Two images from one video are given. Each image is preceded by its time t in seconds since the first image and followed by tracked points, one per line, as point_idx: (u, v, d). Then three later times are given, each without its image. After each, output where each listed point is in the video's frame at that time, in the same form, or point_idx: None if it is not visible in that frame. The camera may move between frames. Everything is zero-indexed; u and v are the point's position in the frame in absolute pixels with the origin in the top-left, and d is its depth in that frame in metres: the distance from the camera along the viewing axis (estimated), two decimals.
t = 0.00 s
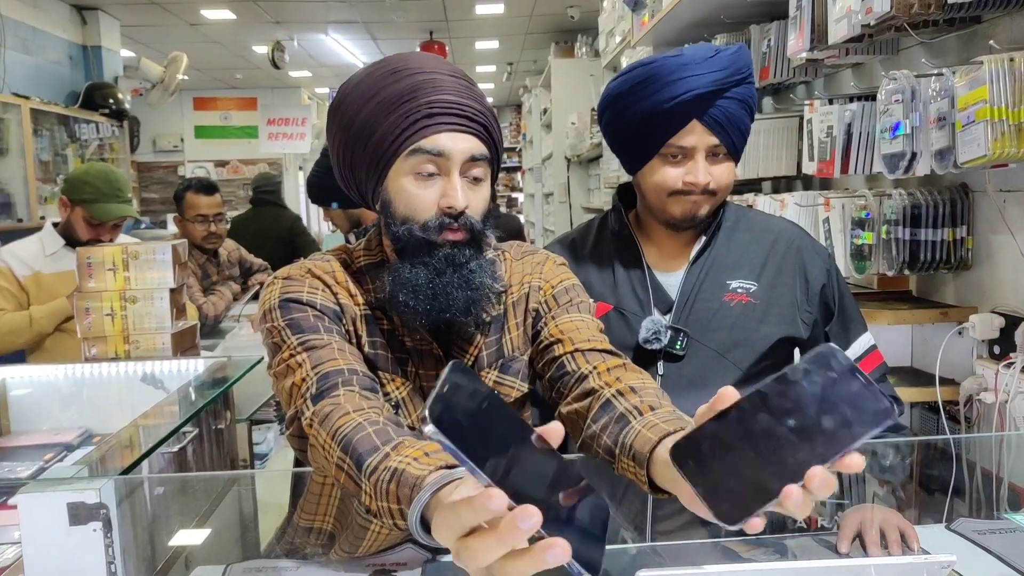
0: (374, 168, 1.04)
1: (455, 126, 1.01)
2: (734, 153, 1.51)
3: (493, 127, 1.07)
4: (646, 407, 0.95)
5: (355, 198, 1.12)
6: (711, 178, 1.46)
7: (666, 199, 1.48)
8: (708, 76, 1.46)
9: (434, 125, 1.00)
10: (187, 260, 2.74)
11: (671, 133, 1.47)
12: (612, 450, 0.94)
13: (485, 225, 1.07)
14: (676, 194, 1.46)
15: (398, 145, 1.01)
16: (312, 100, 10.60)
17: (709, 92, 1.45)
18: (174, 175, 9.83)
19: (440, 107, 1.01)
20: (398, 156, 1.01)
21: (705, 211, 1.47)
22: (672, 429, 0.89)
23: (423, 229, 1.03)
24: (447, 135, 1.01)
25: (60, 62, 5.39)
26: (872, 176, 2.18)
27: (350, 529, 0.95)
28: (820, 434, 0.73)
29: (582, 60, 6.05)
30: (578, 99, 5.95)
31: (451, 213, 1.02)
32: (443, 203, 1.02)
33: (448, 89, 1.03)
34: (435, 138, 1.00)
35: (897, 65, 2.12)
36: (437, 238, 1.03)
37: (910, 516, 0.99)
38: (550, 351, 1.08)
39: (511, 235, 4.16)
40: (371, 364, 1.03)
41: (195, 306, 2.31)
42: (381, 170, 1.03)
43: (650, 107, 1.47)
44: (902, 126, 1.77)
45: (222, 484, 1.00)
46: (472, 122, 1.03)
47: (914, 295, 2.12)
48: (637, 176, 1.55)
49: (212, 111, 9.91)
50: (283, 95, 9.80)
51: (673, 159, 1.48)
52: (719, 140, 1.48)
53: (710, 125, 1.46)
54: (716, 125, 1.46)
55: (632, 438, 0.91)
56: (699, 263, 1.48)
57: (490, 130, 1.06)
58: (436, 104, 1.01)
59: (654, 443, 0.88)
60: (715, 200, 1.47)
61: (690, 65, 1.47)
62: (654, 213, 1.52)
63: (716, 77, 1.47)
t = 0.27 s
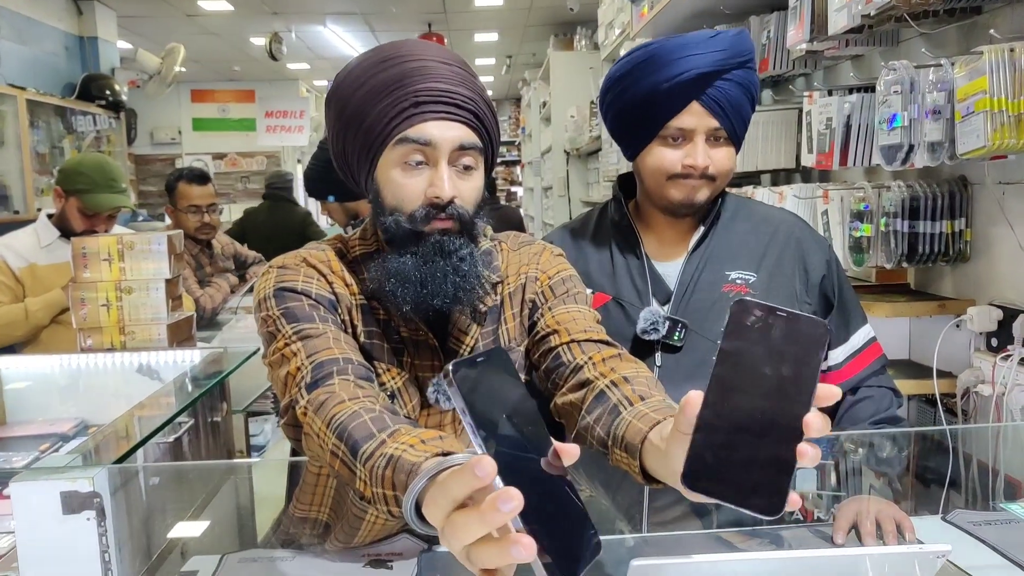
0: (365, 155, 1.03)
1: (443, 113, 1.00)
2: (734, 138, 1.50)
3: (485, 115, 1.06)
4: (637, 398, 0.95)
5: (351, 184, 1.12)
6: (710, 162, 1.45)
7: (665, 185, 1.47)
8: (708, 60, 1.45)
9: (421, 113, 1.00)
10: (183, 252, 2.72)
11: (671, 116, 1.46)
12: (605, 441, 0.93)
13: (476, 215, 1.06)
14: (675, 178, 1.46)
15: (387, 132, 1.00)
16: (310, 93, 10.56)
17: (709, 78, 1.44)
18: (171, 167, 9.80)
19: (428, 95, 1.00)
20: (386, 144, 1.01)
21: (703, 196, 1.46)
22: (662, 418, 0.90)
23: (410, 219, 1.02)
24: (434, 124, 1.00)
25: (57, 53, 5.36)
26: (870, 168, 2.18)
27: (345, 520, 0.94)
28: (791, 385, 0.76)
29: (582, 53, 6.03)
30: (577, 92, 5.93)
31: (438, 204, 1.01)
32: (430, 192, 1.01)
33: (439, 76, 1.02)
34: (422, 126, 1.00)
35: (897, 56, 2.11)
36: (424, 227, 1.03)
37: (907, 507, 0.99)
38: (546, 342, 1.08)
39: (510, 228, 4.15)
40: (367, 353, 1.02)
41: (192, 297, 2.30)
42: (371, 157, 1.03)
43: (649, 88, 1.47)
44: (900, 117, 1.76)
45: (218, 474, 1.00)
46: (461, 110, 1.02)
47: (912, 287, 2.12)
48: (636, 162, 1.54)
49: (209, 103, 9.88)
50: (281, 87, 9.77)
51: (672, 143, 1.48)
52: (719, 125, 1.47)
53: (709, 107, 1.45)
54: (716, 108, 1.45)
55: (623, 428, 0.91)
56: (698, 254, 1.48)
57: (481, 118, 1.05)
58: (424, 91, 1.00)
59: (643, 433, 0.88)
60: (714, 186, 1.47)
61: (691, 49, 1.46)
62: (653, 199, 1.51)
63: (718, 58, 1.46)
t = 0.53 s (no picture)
0: (359, 155, 1.03)
1: (436, 113, 1.00)
2: (729, 138, 1.50)
3: (478, 114, 1.06)
4: (629, 396, 0.96)
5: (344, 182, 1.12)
6: (704, 161, 1.45)
7: (659, 185, 1.47)
8: (702, 58, 1.45)
9: (415, 112, 1.00)
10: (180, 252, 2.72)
11: (665, 116, 1.46)
12: (597, 438, 0.95)
13: (470, 214, 1.06)
14: (669, 179, 1.46)
15: (380, 132, 1.00)
16: (307, 92, 10.54)
17: (702, 76, 1.45)
18: (169, 167, 9.79)
19: (421, 94, 1.00)
20: (380, 144, 1.01)
21: (698, 195, 1.46)
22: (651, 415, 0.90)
23: (405, 219, 1.02)
24: (428, 123, 1.00)
25: (53, 53, 5.35)
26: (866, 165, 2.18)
27: (341, 519, 0.94)
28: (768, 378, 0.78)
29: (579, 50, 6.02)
30: (574, 90, 5.93)
31: (432, 204, 1.01)
32: (423, 192, 1.00)
33: (433, 76, 1.02)
34: (417, 126, 1.00)
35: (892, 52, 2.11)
36: (419, 227, 1.03)
37: (902, 503, 0.99)
38: (541, 341, 1.08)
39: (507, 227, 4.15)
40: (362, 353, 1.02)
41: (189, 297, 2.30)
42: (365, 156, 1.03)
43: (642, 87, 1.47)
44: (894, 113, 1.76)
45: (216, 474, 1.00)
46: (454, 109, 1.02)
47: (908, 283, 2.12)
48: (632, 162, 1.54)
49: (206, 103, 9.86)
50: (278, 86, 9.75)
51: (667, 143, 1.48)
52: (713, 124, 1.47)
53: (702, 107, 1.45)
54: (709, 107, 1.45)
55: (615, 426, 0.92)
56: (694, 252, 1.48)
57: (474, 117, 1.05)
58: (417, 91, 1.00)
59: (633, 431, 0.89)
60: (708, 186, 1.47)
61: (685, 46, 1.47)
62: (647, 198, 1.52)
63: (712, 57, 1.46)
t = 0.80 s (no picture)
0: (357, 154, 1.04)
1: (435, 112, 1.01)
2: (726, 135, 1.49)
3: (476, 112, 1.06)
4: (629, 391, 0.96)
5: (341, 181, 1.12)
6: (701, 159, 1.45)
7: (657, 183, 1.47)
8: (699, 56, 1.45)
9: (414, 112, 1.00)
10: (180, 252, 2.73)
11: (663, 115, 1.46)
12: (596, 433, 0.96)
13: (468, 213, 1.06)
14: (667, 177, 1.46)
15: (378, 132, 1.00)
16: (306, 91, 10.54)
17: (699, 74, 1.45)
18: (168, 167, 9.79)
19: (420, 93, 1.00)
20: (379, 143, 1.01)
21: (695, 192, 1.46)
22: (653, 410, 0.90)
23: (404, 219, 1.03)
24: (427, 123, 1.00)
25: (52, 54, 5.35)
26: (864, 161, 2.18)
27: (341, 517, 0.95)
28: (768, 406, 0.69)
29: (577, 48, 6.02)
30: (573, 88, 5.93)
31: (431, 203, 1.01)
32: (422, 191, 1.01)
33: (431, 75, 1.02)
34: (416, 125, 1.00)
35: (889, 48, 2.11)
36: (419, 227, 1.03)
37: (901, 499, 0.99)
38: (539, 339, 1.08)
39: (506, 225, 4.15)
40: (360, 351, 1.03)
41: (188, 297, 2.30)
42: (363, 156, 1.03)
43: (640, 85, 1.47)
44: (890, 110, 1.77)
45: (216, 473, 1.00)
46: (452, 108, 1.02)
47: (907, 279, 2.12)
48: (630, 160, 1.54)
49: (205, 103, 9.86)
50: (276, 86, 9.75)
51: (664, 141, 1.48)
52: (710, 122, 1.47)
53: (699, 104, 1.45)
54: (706, 104, 1.45)
55: (616, 421, 0.93)
56: (692, 249, 1.48)
57: (472, 116, 1.05)
58: (416, 90, 1.00)
59: (632, 427, 0.89)
60: (706, 184, 1.47)
61: (682, 44, 1.47)
62: (645, 196, 1.52)
63: (709, 55, 1.46)
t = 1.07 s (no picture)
0: (359, 160, 1.04)
1: (437, 119, 1.01)
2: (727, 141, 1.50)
3: (478, 119, 1.06)
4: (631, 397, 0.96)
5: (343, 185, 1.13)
6: (702, 166, 1.46)
7: (658, 189, 1.48)
8: (700, 64, 1.46)
9: (416, 118, 1.00)
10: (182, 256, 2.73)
11: (664, 121, 1.47)
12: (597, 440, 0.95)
13: (470, 218, 1.07)
14: (668, 182, 1.46)
15: (380, 138, 1.01)
16: (308, 94, 10.56)
17: (701, 81, 1.45)
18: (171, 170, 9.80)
19: (423, 100, 1.01)
20: (381, 149, 1.01)
21: (696, 199, 1.47)
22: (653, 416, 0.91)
23: (406, 223, 1.03)
24: (429, 129, 1.01)
25: (56, 57, 5.36)
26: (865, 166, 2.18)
27: (342, 520, 0.95)
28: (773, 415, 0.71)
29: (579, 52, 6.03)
30: (575, 92, 5.93)
31: (433, 208, 1.02)
32: (425, 197, 1.01)
33: (433, 81, 1.02)
34: (418, 131, 1.00)
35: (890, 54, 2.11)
36: (420, 232, 1.04)
37: (902, 504, 1.00)
38: (541, 343, 1.08)
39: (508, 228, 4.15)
40: (362, 355, 1.03)
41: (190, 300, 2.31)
42: (366, 161, 1.03)
43: (641, 92, 1.48)
44: (890, 116, 1.77)
45: (217, 476, 1.00)
46: (454, 115, 1.03)
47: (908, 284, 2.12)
48: (631, 166, 1.55)
49: (208, 106, 9.88)
50: (279, 89, 9.77)
51: (665, 147, 1.49)
52: (711, 129, 1.47)
53: (700, 111, 1.46)
54: (707, 111, 1.46)
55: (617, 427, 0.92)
56: (693, 255, 1.48)
57: (474, 123, 1.06)
58: (419, 96, 1.01)
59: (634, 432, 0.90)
60: (707, 190, 1.47)
61: (683, 52, 1.47)
62: (646, 201, 1.52)
63: (710, 62, 1.47)
